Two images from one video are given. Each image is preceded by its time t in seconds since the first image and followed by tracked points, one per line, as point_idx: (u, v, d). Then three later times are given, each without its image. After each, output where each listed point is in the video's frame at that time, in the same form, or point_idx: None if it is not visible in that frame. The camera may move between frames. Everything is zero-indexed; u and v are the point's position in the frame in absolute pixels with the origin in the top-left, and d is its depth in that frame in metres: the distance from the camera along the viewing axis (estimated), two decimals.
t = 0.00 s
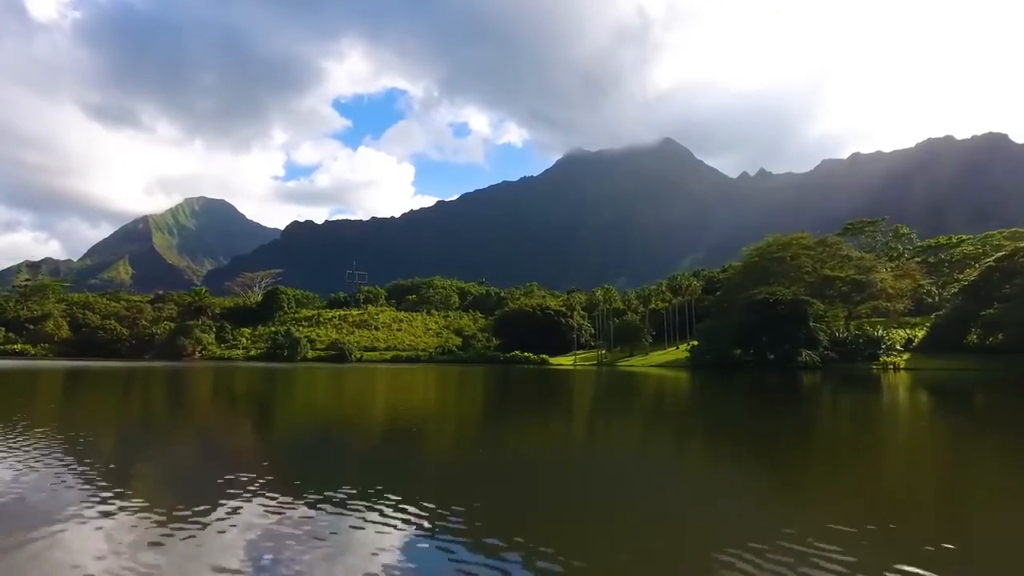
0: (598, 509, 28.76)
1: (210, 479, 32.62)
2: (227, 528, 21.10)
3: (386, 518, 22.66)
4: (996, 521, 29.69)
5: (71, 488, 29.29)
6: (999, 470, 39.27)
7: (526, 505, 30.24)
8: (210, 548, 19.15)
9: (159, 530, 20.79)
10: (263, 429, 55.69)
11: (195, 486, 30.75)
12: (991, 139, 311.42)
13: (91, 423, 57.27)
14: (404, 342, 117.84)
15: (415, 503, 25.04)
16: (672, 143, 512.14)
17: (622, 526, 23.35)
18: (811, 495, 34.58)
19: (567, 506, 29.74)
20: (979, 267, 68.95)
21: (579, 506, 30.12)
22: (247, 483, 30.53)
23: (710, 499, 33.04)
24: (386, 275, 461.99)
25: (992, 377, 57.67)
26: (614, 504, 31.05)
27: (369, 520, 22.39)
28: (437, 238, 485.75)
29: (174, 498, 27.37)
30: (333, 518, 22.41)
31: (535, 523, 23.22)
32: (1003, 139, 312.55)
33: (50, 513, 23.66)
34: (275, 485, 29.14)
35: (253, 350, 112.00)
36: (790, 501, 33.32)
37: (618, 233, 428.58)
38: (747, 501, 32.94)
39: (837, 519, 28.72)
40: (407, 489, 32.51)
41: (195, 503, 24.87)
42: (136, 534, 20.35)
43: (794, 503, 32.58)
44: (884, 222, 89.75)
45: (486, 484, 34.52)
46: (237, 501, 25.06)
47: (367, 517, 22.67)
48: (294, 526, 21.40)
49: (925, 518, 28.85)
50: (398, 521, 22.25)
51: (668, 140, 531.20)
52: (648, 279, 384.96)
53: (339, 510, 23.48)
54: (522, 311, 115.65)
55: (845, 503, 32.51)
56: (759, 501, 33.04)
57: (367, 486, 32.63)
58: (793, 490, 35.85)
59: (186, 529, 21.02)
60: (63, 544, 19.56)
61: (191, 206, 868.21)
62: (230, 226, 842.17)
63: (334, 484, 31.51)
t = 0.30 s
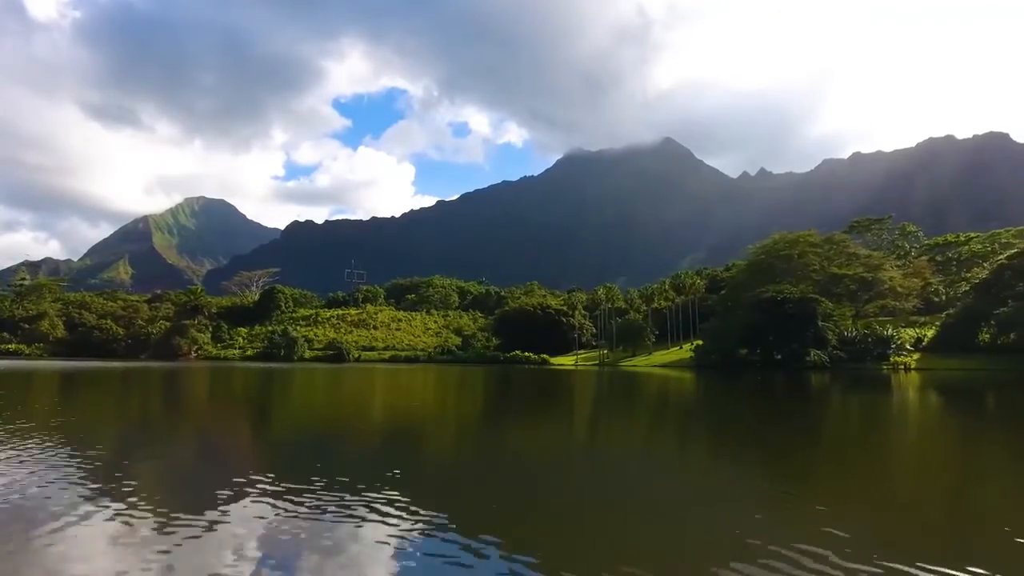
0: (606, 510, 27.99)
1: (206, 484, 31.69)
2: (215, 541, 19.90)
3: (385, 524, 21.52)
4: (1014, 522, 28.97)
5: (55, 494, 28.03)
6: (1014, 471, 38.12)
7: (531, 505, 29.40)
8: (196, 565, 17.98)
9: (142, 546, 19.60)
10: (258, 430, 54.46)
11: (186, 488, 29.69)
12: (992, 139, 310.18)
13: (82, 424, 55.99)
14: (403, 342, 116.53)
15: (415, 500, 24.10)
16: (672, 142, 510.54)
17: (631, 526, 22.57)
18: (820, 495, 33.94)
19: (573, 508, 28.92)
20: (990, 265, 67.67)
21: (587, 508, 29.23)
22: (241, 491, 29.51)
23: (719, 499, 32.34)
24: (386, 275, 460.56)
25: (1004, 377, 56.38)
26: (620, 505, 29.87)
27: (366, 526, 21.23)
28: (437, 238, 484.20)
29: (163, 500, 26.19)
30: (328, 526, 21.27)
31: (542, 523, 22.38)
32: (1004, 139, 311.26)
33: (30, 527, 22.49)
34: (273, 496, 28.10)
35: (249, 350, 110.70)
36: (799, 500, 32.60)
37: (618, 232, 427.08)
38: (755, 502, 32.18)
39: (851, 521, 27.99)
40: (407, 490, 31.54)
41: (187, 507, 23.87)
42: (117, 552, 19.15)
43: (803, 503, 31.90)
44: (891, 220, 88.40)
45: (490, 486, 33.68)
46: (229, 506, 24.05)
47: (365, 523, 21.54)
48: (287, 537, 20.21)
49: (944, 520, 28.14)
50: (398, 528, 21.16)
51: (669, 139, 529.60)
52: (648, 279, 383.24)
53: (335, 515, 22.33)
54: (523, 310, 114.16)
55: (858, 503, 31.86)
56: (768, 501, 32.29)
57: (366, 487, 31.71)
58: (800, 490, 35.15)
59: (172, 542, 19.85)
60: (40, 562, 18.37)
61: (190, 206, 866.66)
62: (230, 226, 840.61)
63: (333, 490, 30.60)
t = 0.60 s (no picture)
0: (612, 511, 27.11)
1: (198, 487, 30.67)
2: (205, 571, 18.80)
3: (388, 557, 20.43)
4: None
5: (38, 506, 26.88)
6: None
7: (534, 506, 28.40)
8: None
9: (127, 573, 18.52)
10: (254, 431, 53.28)
11: (176, 497, 28.60)
12: (993, 138, 308.98)
13: (72, 425, 54.79)
14: (401, 342, 115.20)
15: (421, 528, 23.38)
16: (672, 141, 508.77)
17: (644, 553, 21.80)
18: (830, 495, 33.09)
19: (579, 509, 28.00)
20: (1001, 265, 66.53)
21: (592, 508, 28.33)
22: (231, 495, 28.39)
23: (728, 499, 31.42)
24: (386, 274, 458.93)
25: (1017, 378, 55.21)
26: (628, 505, 28.88)
27: (367, 559, 20.13)
28: (436, 238, 482.67)
29: (150, 512, 25.10)
30: (326, 557, 20.20)
31: (552, 550, 21.59)
32: (1005, 138, 310.09)
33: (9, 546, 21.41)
34: (265, 501, 27.01)
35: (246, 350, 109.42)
36: (809, 499, 31.74)
37: (619, 232, 425.57)
38: (765, 500, 31.33)
39: (865, 521, 27.15)
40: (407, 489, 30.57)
41: (177, 528, 22.84)
42: None
43: (813, 503, 31.04)
44: (897, 218, 87.08)
45: (491, 484, 32.82)
46: (221, 527, 23.05)
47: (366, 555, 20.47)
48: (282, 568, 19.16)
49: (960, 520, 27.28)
50: (400, 561, 20.06)
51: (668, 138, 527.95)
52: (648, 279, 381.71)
53: (334, 545, 21.22)
54: (523, 309, 112.85)
55: (870, 503, 31.02)
56: (778, 501, 31.40)
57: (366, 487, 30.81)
58: (809, 489, 34.34)
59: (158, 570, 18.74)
60: None
61: (190, 205, 865.37)
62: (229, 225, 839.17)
63: (329, 489, 29.63)
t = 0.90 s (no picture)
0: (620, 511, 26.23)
1: (186, 487, 29.52)
2: None
3: (389, 562, 19.28)
4: None
5: (19, 509, 25.64)
6: None
7: (540, 507, 27.24)
8: None
9: None
10: (248, 431, 51.97)
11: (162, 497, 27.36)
12: (993, 137, 307.62)
13: (61, 426, 53.45)
14: (400, 342, 113.75)
15: (424, 530, 22.25)
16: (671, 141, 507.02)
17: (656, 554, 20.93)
18: (839, 493, 32.31)
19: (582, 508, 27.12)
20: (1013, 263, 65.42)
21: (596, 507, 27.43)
22: (220, 496, 27.20)
23: (735, 498, 30.59)
24: (385, 274, 457.04)
25: None
26: (637, 508, 27.69)
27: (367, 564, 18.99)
28: (435, 238, 480.89)
29: (135, 511, 23.91)
30: (324, 561, 19.06)
31: (563, 551, 20.64)
32: (1006, 138, 308.77)
33: None
34: (257, 502, 25.80)
35: (241, 351, 107.92)
36: (819, 498, 30.96)
37: (619, 232, 423.92)
38: (773, 499, 30.56)
39: (877, 521, 26.44)
40: (403, 488, 29.48)
41: (160, 530, 21.66)
42: None
43: (824, 500, 30.22)
44: (904, 215, 85.70)
45: (493, 483, 31.91)
46: (212, 529, 21.98)
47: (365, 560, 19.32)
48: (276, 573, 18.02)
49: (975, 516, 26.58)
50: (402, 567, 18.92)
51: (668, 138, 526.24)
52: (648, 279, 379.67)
53: (332, 549, 20.08)
54: (524, 309, 111.48)
55: (881, 501, 30.25)
56: (788, 499, 30.58)
57: (358, 487, 29.88)
58: (818, 488, 33.47)
59: None
60: None
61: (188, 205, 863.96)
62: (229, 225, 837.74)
63: (323, 490, 28.60)
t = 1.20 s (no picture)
0: (630, 514, 25.13)
1: (177, 488, 28.36)
2: None
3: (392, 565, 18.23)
4: None
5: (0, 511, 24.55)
6: None
7: (547, 509, 26.16)
8: None
9: None
10: (243, 432, 50.75)
11: (151, 499, 26.14)
12: (995, 137, 306.12)
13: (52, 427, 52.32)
14: (399, 342, 112.30)
15: (428, 532, 21.19)
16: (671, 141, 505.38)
17: (673, 559, 19.89)
18: (854, 494, 31.27)
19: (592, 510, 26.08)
20: None
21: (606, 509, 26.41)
22: (213, 498, 26.00)
23: (748, 498, 29.51)
24: (384, 275, 455.42)
25: None
26: (648, 511, 26.55)
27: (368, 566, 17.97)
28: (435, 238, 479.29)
29: (121, 514, 22.68)
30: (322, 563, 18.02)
31: (575, 556, 19.63)
32: (1007, 137, 307.37)
33: None
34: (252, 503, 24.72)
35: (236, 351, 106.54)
36: (834, 499, 29.92)
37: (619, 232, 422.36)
38: (788, 500, 29.49)
39: (899, 521, 25.39)
40: (405, 489, 28.34)
41: (146, 533, 20.40)
42: None
43: (840, 502, 29.18)
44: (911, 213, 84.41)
45: (498, 483, 30.90)
46: (201, 531, 20.75)
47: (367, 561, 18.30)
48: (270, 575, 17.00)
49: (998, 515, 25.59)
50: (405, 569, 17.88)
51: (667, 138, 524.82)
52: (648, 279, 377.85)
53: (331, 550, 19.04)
54: (524, 308, 110.14)
55: (898, 501, 29.24)
56: (802, 500, 29.51)
57: (359, 487, 28.75)
58: (831, 489, 32.41)
59: None
60: None
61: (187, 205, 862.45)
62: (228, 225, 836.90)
63: (322, 491, 27.43)
